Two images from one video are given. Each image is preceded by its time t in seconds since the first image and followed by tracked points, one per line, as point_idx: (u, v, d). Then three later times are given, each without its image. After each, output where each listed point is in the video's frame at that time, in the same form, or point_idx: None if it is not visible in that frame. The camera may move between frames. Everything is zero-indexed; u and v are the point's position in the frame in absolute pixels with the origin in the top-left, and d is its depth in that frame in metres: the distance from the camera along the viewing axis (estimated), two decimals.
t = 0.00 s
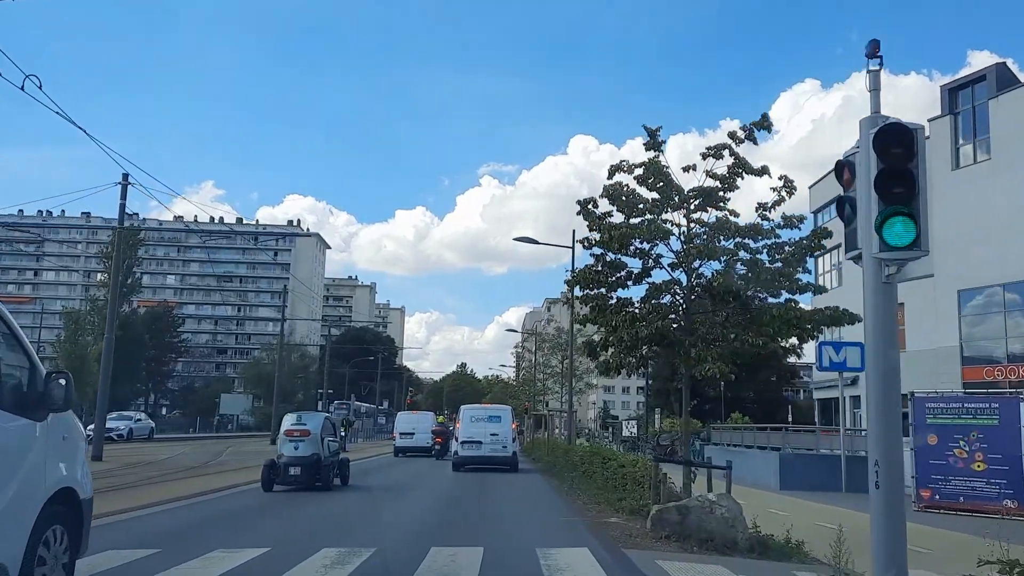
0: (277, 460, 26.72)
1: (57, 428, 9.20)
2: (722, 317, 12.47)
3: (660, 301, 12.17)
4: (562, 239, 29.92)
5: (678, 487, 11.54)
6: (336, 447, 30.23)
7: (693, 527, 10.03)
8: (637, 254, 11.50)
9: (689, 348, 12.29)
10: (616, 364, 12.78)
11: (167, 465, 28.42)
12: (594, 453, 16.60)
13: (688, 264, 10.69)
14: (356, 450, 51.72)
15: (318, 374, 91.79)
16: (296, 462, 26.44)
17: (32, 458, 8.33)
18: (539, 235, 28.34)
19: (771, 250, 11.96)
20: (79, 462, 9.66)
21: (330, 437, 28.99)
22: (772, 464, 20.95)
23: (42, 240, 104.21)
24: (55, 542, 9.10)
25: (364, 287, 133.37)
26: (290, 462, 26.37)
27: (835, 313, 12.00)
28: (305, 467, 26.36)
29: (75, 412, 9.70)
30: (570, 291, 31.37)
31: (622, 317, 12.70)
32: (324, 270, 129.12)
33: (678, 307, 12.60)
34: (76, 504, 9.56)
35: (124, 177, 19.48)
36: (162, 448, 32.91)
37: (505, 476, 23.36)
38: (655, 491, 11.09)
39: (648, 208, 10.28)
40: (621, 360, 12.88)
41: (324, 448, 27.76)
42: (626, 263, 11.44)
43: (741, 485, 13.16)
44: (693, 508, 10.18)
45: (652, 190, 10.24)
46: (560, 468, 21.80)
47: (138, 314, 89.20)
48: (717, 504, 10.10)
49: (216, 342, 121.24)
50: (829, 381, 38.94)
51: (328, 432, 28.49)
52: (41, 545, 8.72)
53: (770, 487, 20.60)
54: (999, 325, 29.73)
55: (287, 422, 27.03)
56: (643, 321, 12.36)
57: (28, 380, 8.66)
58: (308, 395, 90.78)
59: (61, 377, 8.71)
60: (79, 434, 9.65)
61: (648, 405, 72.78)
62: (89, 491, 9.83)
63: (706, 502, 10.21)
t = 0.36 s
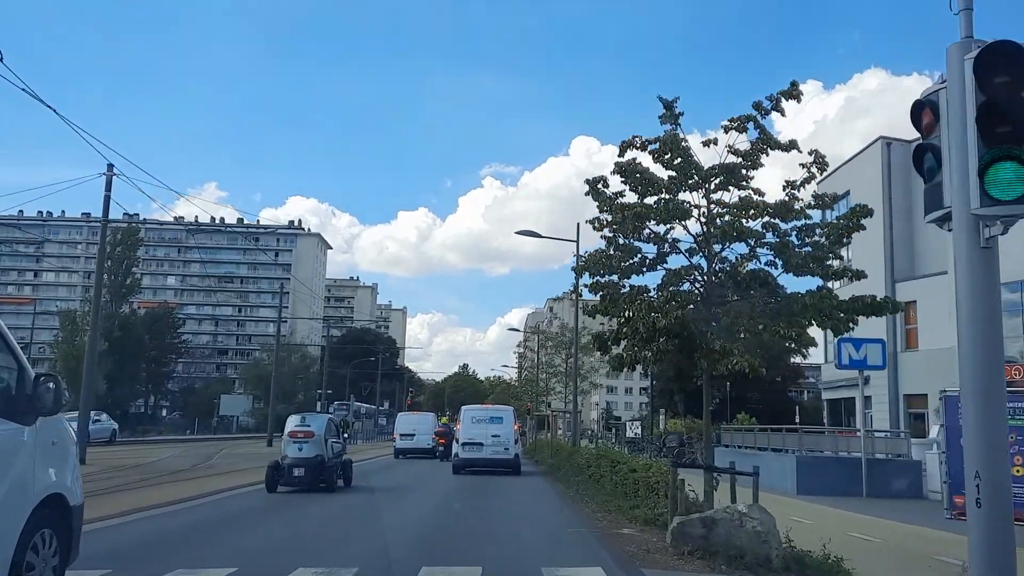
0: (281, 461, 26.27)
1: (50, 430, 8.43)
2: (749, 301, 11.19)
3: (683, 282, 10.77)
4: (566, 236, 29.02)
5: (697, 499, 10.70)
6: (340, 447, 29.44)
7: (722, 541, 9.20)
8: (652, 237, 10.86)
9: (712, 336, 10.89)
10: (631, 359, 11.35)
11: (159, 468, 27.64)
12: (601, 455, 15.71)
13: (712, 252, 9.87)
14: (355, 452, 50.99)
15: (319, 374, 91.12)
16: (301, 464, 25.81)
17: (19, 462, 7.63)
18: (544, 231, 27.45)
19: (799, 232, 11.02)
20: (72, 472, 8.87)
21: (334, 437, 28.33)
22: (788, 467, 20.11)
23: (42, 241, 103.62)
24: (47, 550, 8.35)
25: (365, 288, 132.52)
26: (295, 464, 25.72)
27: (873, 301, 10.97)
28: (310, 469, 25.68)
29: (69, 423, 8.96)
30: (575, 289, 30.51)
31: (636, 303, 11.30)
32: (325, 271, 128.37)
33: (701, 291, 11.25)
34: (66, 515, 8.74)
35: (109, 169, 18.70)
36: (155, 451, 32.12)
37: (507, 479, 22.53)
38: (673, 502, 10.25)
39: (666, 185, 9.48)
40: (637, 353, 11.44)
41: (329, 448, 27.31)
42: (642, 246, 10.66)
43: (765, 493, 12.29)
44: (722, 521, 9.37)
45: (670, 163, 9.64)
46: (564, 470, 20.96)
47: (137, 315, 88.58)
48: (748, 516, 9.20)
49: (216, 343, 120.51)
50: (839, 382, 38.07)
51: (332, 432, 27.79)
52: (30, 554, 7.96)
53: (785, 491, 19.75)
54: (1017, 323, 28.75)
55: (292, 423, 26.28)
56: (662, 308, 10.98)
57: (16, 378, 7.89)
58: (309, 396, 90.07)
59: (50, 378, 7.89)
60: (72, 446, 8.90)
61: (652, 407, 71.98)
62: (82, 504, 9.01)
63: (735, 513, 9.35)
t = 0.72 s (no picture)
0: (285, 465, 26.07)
1: (41, 435, 8.34)
2: (784, 290, 9.56)
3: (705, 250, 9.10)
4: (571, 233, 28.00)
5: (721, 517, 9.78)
6: (342, 451, 29.26)
7: (760, 563, 8.31)
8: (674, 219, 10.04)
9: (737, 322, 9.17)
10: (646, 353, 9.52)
11: (148, 474, 26.80)
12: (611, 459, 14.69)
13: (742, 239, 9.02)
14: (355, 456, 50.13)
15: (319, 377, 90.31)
16: (307, 465, 25.72)
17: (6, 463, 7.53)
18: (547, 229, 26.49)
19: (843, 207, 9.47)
20: (62, 477, 8.70)
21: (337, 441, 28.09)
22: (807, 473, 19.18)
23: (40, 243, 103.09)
24: (37, 555, 8.17)
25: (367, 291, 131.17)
26: (299, 466, 25.65)
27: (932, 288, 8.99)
28: (315, 470, 25.63)
29: (58, 428, 8.82)
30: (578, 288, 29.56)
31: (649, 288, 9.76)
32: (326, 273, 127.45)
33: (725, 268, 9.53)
34: (60, 524, 8.56)
35: (91, 161, 17.91)
36: (146, 455, 31.29)
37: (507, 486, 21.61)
38: (701, 518, 9.19)
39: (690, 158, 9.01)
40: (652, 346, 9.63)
41: (332, 452, 27.09)
42: (659, 229, 9.71)
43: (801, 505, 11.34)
44: (761, 540, 8.41)
45: (693, 133, 9.01)
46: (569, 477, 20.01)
47: (136, 317, 87.83)
48: (795, 537, 8.38)
49: (216, 346, 119.63)
50: (850, 384, 37.08)
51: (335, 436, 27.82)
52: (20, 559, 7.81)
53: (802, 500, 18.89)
54: None
55: (295, 427, 26.27)
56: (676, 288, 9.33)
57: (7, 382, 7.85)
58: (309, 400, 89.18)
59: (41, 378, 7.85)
60: (62, 452, 8.75)
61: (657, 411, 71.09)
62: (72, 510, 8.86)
63: (777, 532, 8.47)
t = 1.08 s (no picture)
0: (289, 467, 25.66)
1: (27, 439, 7.69)
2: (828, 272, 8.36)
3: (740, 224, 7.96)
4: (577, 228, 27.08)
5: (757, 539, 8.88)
6: (345, 453, 28.65)
7: None
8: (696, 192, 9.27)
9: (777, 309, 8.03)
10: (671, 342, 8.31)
11: (139, 479, 25.91)
12: (619, 465, 13.68)
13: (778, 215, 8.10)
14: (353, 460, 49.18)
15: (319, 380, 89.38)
16: (310, 468, 25.47)
17: None
18: (552, 223, 25.58)
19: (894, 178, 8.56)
20: (52, 485, 8.05)
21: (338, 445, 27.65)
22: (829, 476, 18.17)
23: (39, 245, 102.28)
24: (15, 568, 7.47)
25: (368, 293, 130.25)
26: (303, 469, 25.40)
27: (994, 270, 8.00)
28: (318, 474, 25.35)
29: (48, 429, 8.12)
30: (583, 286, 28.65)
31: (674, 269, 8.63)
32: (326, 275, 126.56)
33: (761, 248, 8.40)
34: (48, 538, 7.95)
35: (71, 150, 17.04)
36: (135, 459, 30.33)
37: (512, 491, 20.68)
38: (733, 535, 8.15)
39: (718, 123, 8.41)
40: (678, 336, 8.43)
41: (336, 454, 26.83)
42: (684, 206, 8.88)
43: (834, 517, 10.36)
44: (815, 565, 7.61)
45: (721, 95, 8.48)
46: (573, 482, 19.05)
47: (134, 319, 86.94)
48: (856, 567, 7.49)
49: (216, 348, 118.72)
50: (861, 386, 36.19)
51: (337, 439, 27.62)
52: None
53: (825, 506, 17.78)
54: None
55: (299, 429, 25.98)
56: (707, 270, 8.16)
57: None
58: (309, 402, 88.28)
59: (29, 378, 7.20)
60: (53, 458, 8.08)
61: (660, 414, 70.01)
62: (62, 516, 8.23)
63: (837, 556, 7.64)
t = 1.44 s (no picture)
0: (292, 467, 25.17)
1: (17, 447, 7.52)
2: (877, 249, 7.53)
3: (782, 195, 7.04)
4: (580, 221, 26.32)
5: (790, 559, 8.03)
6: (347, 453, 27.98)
7: None
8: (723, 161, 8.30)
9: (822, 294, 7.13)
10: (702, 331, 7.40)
11: (130, 479, 25.14)
12: (628, 468, 12.80)
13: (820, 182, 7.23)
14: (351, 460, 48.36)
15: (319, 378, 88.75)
16: (312, 468, 24.99)
17: None
18: (555, 215, 24.85)
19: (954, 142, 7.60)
20: (42, 493, 7.81)
21: (341, 444, 27.16)
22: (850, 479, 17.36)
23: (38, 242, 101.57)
24: None
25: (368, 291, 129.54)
26: (305, 469, 24.94)
27: None
28: (320, 473, 24.89)
29: (35, 434, 7.88)
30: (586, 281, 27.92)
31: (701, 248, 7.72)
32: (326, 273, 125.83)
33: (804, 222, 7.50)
34: (39, 545, 7.62)
35: (53, 134, 16.26)
36: (126, 459, 29.52)
37: (516, 492, 19.89)
38: (765, 552, 7.04)
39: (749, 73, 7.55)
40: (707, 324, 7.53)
41: (336, 455, 26.33)
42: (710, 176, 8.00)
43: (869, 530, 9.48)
44: None
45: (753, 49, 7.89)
46: (579, 482, 18.22)
47: (132, 317, 86.21)
48: None
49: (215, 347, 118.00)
50: (871, 384, 35.36)
51: (341, 438, 27.19)
52: None
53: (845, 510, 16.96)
54: None
55: (301, 429, 25.52)
56: (743, 249, 7.25)
57: None
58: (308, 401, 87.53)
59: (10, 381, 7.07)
60: (41, 462, 7.82)
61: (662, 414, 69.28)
62: (52, 527, 7.93)
63: None
